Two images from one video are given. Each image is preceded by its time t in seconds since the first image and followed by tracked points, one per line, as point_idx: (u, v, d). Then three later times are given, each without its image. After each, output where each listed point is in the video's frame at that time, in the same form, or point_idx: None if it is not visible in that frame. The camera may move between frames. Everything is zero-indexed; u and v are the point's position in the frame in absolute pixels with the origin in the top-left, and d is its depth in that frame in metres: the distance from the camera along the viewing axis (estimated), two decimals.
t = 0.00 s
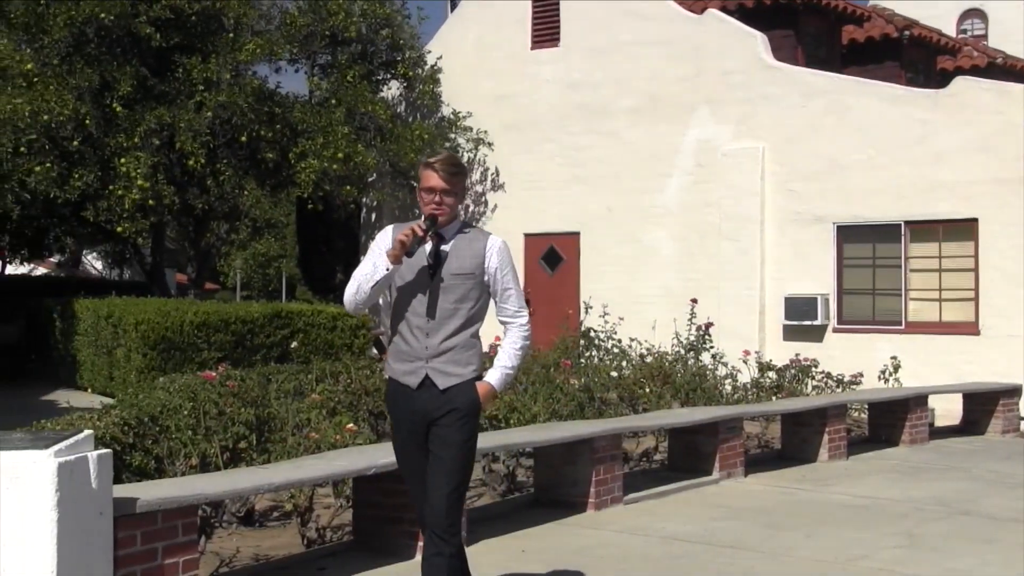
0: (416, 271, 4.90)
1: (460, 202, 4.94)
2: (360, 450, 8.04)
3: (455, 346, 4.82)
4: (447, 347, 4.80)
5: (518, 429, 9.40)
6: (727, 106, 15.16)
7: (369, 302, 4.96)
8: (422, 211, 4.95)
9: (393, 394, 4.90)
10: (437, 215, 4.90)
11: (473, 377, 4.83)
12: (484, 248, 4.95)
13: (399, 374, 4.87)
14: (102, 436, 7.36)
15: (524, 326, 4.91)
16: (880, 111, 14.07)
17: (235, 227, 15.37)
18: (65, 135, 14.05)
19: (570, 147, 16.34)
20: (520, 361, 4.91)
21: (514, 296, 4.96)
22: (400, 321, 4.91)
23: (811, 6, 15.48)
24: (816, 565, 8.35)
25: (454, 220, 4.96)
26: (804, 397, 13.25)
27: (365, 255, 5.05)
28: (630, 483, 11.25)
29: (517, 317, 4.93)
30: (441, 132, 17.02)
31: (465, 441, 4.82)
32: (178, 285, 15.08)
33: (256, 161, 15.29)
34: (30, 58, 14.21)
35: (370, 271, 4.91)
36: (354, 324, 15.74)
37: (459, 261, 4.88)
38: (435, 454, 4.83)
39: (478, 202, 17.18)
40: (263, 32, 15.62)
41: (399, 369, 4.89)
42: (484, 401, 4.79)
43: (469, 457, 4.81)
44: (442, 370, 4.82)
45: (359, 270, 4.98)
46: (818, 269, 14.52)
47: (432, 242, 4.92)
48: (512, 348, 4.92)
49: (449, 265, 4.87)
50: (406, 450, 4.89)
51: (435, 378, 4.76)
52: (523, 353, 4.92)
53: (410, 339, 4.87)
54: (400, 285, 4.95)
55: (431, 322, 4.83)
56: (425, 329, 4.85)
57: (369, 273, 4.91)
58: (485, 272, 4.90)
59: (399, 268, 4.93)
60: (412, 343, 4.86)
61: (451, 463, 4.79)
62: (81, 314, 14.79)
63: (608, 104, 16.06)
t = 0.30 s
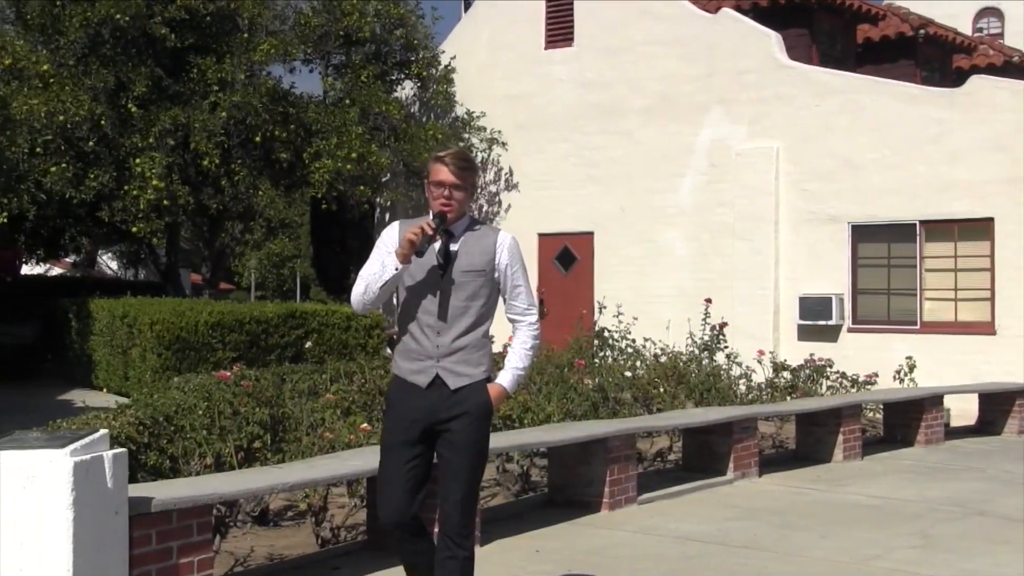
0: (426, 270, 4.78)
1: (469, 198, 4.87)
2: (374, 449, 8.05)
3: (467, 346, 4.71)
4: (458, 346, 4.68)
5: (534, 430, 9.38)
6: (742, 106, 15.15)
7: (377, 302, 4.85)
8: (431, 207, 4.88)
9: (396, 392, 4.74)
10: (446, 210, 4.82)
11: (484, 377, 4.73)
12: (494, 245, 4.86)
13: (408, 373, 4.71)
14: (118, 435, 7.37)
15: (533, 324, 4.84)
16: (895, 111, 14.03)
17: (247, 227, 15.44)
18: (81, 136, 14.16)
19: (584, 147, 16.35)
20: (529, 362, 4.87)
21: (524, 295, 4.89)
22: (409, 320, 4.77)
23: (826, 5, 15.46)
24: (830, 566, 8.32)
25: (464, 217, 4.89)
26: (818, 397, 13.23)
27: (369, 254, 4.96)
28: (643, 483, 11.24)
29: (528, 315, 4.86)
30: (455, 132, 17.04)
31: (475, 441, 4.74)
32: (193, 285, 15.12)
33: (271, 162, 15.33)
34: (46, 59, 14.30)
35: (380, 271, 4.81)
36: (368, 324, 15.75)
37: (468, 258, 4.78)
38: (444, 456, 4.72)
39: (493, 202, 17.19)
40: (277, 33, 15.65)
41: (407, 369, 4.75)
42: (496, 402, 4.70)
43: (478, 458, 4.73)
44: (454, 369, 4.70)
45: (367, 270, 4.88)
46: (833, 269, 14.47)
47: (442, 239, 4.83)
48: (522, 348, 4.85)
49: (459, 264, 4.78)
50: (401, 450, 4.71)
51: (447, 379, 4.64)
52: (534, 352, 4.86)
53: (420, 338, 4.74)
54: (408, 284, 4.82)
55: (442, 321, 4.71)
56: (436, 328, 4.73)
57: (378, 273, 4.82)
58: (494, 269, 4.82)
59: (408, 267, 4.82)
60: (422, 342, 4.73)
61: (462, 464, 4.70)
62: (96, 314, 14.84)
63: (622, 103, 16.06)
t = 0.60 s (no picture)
0: (438, 270, 4.68)
1: (475, 194, 4.79)
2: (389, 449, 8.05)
3: (480, 345, 4.69)
4: (473, 346, 4.66)
5: (548, 430, 9.37)
6: (754, 105, 15.14)
7: (385, 304, 4.66)
8: (437, 205, 4.77)
9: (404, 391, 4.64)
10: (456, 206, 4.71)
11: (495, 377, 4.75)
12: (501, 241, 4.85)
13: (420, 372, 4.62)
14: (132, 434, 7.39)
15: (537, 320, 4.95)
16: (908, 110, 14.00)
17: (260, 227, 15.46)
18: (94, 137, 14.26)
19: (596, 147, 16.35)
20: (534, 359, 4.99)
21: (527, 291, 4.98)
22: (420, 319, 4.68)
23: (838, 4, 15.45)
24: (845, 566, 8.31)
25: (469, 213, 4.81)
26: (831, 396, 13.21)
27: (376, 255, 4.76)
28: (656, 483, 11.23)
29: (532, 312, 4.97)
30: (467, 132, 17.07)
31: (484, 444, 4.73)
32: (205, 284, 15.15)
33: (283, 162, 15.35)
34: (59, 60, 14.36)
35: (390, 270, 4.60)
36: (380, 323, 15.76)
37: (480, 255, 4.75)
38: (452, 458, 4.68)
39: (504, 201, 17.22)
40: (289, 33, 15.68)
41: (417, 367, 4.65)
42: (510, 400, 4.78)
43: (488, 460, 4.71)
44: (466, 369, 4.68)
45: (374, 270, 4.68)
46: (845, 268, 14.46)
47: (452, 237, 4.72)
48: (526, 344, 4.97)
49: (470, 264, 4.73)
50: (408, 450, 4.62)
51: (463, 379, 4.61)
52: (538, 348, 4.99)
53: (432, 337, 4.66)
54: (417, 285, 4.70)
55: (457, 320, 4.66)
56: (449, 327, 4.67)
57: (390, 273, 4.62)
58: (504, 266, 4.83)
59: (418, 267, 4.68)
60: (435, 341, 4.65)
61: (472, 466, 4.68)
62: (109, 314, 14.87)
63: (634, 103, 16.06)
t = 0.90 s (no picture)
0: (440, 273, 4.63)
1: (468, 192, 4.72)
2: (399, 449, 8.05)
3: (477, 347, 4.67)
4: (473, 347, 4.64)
5: (558, 430, 9.35)
6: (763, 105, 15.12)
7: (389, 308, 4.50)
8: (431, 205, 4.67)
9: (404, 396, 4.51)
10: (454, 205, 4.63)
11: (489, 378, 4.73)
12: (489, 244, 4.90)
13: (422, 375, 4.52)
14: (142, 433, 7.41)
15: (520, 323, 4.99)
16: (918, 109, 13.97)
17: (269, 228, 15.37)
18: (103, 137, 14.30)
19: (605, 146, 16.35)
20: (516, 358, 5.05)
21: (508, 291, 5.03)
22: (421, 322, 4.59)
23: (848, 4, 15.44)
24: (855, 566, 8.29)
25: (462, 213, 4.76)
26: (840, 396, 13.20)
27: (368, 260, 4.60)
28: (665, 483, 11.22)
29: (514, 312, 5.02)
30: (475, 132, 17.11)
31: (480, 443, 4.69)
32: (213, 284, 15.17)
33: (292, 162, 15.37)
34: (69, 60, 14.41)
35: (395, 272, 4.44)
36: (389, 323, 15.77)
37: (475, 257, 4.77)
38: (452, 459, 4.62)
39: (512, 201, 17.26)
40: (298, 34, 15.72)
41: (416, 370, 4.55)
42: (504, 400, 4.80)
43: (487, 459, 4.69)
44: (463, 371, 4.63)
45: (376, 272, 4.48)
46: (854, 268, 14.44)
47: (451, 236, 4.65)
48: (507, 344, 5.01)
49: (467, 269, 4.71)
50: (411, 456, 4.52)
51: (467, 381, 4.56)
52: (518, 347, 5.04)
53: (433, 339, 4.58)
54: (418, 289, 4.60)
55: (459, 322, 4.62)
56: (450, 329, 4.61)
57: (397, 273, 4.43)
58: (494, 268, 4.87)
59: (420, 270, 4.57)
60: (435, 343, 4.57)
61: (472, 467, 4.64)
62: (119, 315, 14.90)
63: (643, 103, 16.05)
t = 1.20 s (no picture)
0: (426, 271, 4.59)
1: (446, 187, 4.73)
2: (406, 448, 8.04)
3: (460, 346, 4.67)
4: (457, 346, 4.63)
5: (564, 430, 9.33)
6: (773, 104, 15.08)
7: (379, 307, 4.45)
8: (412, 202, 4.66)
9: (393, 398, 4.47)
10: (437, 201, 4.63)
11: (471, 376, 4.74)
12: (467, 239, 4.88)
13: (410, 376, 4.49)
14: (152, 432, 7.42)
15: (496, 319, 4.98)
16: (929, 108, 13.90)
17: (280, 227, 15.69)
18: (114, 137, 14.31)
19: (615, 146, 16.33)
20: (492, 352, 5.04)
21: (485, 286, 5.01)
22: (408, 321, 4.55)
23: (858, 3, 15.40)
24: (862, 567, 8.26)
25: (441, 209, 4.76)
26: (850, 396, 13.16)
27: (351, 260, 4.54)
28: (673, 483, 11.19)
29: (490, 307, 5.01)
30: (486, 131, 17.13)
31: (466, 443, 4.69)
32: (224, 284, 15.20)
33: (302, 162, 15.39)
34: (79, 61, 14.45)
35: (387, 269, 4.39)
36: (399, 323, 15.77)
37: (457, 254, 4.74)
38: (440, 460, 4.61)
39: (523, 201, 17.28)
40: (307, 34, 15.76)
41: (403, 370, 4.52)
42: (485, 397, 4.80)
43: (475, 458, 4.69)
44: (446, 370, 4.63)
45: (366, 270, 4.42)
46: (865, 268, 14.38)
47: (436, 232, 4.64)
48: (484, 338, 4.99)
49: (451, 268, 4.68)
50: (401, 459, 4.49)
51: (452, 381, 4.56)
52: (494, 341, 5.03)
53: (420, 338, 4.55)
54: (406, 289, 4.55)
55: (443, 321, 4.60)
56: (435, 328, 4.59)
57: (390, 269, 4.39)
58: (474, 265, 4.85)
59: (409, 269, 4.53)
60: (421, 343, 4.54)
61: (462, 466, 4.63)
62: (130, 315, 14.93)
63: (653, 103, 16.03)
